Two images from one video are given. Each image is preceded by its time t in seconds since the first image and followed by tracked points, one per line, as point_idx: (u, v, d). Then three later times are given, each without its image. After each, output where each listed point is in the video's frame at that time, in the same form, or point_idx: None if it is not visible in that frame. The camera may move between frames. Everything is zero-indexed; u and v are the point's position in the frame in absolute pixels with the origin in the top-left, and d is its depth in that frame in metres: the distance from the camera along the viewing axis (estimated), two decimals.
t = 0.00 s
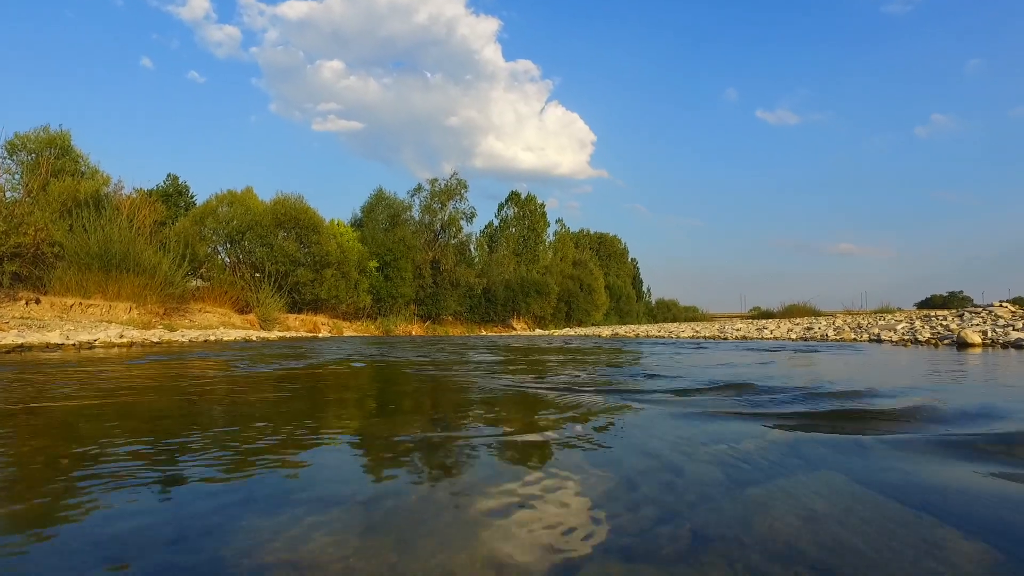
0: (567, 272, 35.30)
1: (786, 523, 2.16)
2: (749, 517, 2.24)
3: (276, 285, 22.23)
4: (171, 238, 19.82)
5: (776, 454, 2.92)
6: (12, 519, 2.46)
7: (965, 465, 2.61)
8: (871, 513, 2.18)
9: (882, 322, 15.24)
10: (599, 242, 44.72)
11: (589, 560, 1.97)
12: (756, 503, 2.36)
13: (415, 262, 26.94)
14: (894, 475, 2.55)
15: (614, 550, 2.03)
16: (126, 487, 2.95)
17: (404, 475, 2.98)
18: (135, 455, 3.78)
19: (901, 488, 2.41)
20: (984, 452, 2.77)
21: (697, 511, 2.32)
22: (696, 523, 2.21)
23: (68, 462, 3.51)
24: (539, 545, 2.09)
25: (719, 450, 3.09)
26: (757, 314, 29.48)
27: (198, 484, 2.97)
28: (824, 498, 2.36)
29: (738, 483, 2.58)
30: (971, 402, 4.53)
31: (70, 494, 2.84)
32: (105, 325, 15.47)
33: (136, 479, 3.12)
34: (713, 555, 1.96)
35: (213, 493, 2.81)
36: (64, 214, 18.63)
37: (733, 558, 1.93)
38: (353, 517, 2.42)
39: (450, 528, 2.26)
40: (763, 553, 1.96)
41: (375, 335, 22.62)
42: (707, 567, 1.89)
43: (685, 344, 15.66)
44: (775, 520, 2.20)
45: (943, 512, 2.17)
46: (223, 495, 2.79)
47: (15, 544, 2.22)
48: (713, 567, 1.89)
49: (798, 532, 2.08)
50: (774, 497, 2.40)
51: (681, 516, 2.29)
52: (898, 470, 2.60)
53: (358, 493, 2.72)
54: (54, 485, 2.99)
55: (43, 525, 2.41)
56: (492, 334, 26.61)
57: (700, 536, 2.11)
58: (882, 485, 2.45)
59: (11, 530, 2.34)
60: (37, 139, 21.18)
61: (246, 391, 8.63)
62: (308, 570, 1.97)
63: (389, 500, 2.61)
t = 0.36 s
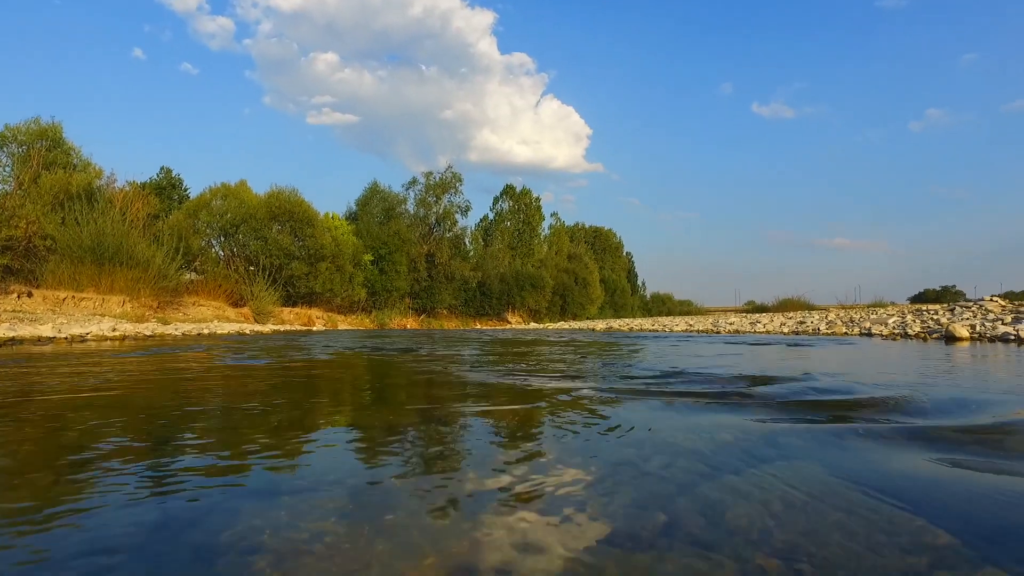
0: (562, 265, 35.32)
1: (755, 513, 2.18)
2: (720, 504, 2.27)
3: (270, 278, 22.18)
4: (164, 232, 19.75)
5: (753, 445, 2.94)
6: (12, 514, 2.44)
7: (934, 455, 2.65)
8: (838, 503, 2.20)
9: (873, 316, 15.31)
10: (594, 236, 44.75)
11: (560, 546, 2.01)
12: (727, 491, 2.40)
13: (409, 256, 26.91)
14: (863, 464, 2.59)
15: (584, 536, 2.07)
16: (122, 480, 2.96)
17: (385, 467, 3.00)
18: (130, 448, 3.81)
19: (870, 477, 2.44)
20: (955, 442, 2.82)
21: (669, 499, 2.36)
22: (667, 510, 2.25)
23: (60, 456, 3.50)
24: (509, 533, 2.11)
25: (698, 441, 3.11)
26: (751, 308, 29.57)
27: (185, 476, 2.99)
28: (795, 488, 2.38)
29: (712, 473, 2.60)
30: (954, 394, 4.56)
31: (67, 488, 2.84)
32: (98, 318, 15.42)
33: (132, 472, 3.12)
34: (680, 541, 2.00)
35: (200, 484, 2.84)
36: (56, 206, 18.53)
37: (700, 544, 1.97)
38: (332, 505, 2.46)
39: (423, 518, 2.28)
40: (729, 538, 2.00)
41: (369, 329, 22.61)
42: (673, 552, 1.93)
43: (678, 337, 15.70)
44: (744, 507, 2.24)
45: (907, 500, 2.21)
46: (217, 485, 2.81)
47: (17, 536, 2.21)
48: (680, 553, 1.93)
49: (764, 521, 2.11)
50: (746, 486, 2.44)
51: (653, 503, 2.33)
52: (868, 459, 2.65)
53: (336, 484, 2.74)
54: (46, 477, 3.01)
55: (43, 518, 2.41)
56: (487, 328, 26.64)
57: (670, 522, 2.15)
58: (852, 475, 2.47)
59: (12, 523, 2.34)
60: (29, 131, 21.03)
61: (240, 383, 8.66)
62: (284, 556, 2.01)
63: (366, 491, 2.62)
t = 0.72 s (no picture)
0: (557, 259, 35.33)
1: (723, 505, 2.21)
2: (695, 498, 2.29)
3: (265, 272, 22.14)
4: (158, 226, 19.68)
5: (730, 440, 2.97)
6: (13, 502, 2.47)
7: (906, 449, 2.68)
8: (804, 496, 2.24)
9: (866, 311, 15.36)
10: (590, 229, 44.75)
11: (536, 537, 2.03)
12: (703, 485, 2.42)
13: (404, 250, 26.89)
14: (839, 458, 2.62)
15: (559, 528, 2.09)
16: (115, 472, 2.94)
17: (369, 461, 3.02)
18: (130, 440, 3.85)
19: (838, 471, 2.47)
20: (931, 436, 2.85)
21: (646, 493, 2.38)
22: (643, 504, 2.27)
23: (51, 451, 3.48)
24: (480, 524, 2.14)
25: (678, 436, 3.14)
26: (746, 302, 29.66)
27: (180, 465, 3.03)
28: (764, 481, 2.41)
29: (687, 468, 2.63)
30: (936, 389, 4.60)
31: (59, 480, 2.81)
32: (91, 313, 15.39)
33: (127, 463, 3.09)
34: (653, 533, 2.02)
35: (187, 477, 2.84)
36: (48, 200, 18.41)
37: (672, 536, 2.00)
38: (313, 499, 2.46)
39: (396, 510, 2.30)
40: (701, 530, 2.02)
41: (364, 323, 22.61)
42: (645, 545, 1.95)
43: (672, 332, 15.74)
44: (718, 500, 2.26)
45: (877, 492, 2.24)
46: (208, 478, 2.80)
47: (14, 528, 2.18)
48: (652, 545, 1.95)
49: (731, 513, 2.14)
50: (718, 478, 2.47)
51: (626, 496, 2.36)
52: (844, 453, 2.67)
53: (318, 477, 2.77)
54: (31, 469, 3.00)
55: (37, 510, 2.38)
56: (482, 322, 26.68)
57: (644, 516, 2.16)
58: (822, 469, 2.50)
59: (14, 510, 2.37)
60: (21, 124, 20.91)
61: (232, 378, 8.65)
62: (261, 547, 2.02)
63: (345, 484, 2.64)
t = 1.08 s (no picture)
0: (551, 254, 35.37)
1: (691, 493, 2.24)
2: (664, 486, 2.33)
3: (257, 267, 22.07)
4: (149, 220, 19.56)
5: (705, 432, 3.00)
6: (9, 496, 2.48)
7: (875, 440, 2.72)
8: (772, 484, 2.27)
9: (855, 306, 15.47)
10: (583, 224, 44.80)
11: (503, 522, 2.07)
12: (673, 472, 2.46)
13: (397, 244, 26.86)
14: (809, 448, 2.65)
15: (528, 513, 2.13)
16: (109, 467, 2.91)
17: (351, 454, 3.04)
18: (122, 435, 3.85)
19: (807, 461, 2.50)
20: (901, 427, 2.90)
21: (616, 481, 2.42)
22: (613, 492, 2.31)
23: (40, 445, 3.47)
24: (450, 513, 2.16)
25: (656, 429, 3.16)
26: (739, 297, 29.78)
27: (171, 459, 3.04)
28: (735, 470, 2.44)
29: (661, 458, 2.66)
30: (916, 382, 4.65)
31: (52, 477, 2.78)
32: (82, 307, 15.30)
33: (120, 459, 3.07)
34: (619, 518, 2.06)
35: (179, 470, 2.86)
36: (37, 194, 18.26)
37: (638, 520, 2.04)
38: (290, 489, 2.49)
39: (370, 499, 2.32)
40: (667, 515, 2.06)
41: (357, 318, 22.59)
42: (611, 529, 1.99)
43: (663, 326, 15.80)
44: (686, 487, 2.30)
45: (841, 479, 2.28)
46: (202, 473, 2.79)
47: (14, 520, 2.20)
48: (617, 529, 1.99)
49: (698, 500, 2.17)
50: (689, 468, 2.50)
51: (598, 485, 2.39)
52: (812, 444, 2.72)
53: (298, 469, 2.79)
54: (16, 461, 3.02)
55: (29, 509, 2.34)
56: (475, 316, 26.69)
57: (613, 504, 2.19)
58: (792, 458, 2.53)
59: (11, 503, 2.38)
60: (9, 117, 20.75)
61: (224, 373, 8.65)
62: (232, 536, 2.03)
63: (322, 476, 2.66)
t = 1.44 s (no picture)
0: (542, 250, 35.39)
1: (658, 482, 2.28)
2: (636, 477, 2.36)
3: (247, 262, 21.96)
4: (138, 215, 19.39)
5: (680, 425, 3.03)
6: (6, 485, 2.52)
7: (843, 432, 2.76)
8: (737, 475, 2.30)
9: (842, 301, 15.59)
10: (574, 219, 44.83)
11: (477, 512, 2.09)
12: (641, 464, 2.49)
13: (388, 239, 26.80)
14: (778, 440, 2.69)
15: (491, 504, 2.16)
16: (96, 463, 2.85)
17: (334, 449, 3.07)
18: (113, 430, 3.87)
19: (774, 452, 2.54)
20: (873, 420, 2.94)
21: (586, 473, 2.45)
22: (586, 483, 2.33)
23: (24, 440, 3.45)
24: (421, 505, 2.18)
25: (631, 423, 3.19)
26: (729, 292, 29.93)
27: (159, 451, 3.07)
28: (702, 461, 2.48)
29: (633, 450, 2.69)
30: (892, 377, 4.72)
31: (44, 468, 2.78)
32: (69, 303, 15.19)
33: (107, 455, 3.00)
34: (589, 507, 2.09)
35: (171, 460, 2.90)
36: (23, 188, 18.08)
37: (609, 509, 2.07)
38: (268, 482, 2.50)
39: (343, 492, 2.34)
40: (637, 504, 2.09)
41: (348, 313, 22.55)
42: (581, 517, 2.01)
43: (652, 321, 15.88)
44: (654, 477, 2.34)
45: (810, 469, 2.32)
46: (190, 469, 2.74)
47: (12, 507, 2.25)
48: (588, 517, 2.01)
49: (664, 489, 2.21)
50: (660, 459, 2.54)
51: (567, 476, 2.42)
52: (784, 436, 2.76)
53: (277, 463, 2.80)
54: None
55: (13, 504, 2.28)
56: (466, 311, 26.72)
57: (582, 494, 2.22)
58: (757, 450, 2.58)
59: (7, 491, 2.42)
60: None
61: (212, 368, 8.63)
62: (204, 526, 2.05)
63: (298, 471, 2.67)
